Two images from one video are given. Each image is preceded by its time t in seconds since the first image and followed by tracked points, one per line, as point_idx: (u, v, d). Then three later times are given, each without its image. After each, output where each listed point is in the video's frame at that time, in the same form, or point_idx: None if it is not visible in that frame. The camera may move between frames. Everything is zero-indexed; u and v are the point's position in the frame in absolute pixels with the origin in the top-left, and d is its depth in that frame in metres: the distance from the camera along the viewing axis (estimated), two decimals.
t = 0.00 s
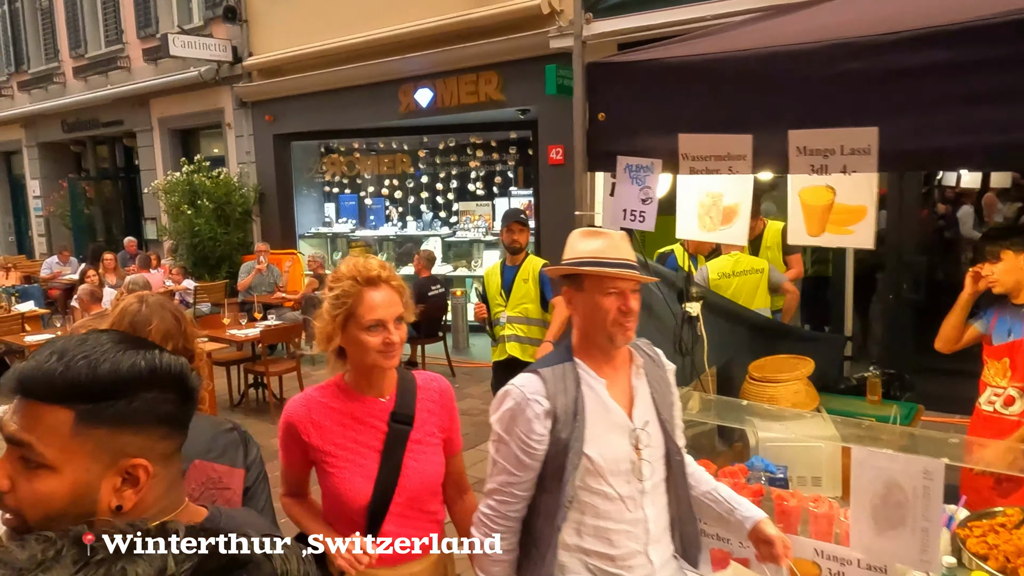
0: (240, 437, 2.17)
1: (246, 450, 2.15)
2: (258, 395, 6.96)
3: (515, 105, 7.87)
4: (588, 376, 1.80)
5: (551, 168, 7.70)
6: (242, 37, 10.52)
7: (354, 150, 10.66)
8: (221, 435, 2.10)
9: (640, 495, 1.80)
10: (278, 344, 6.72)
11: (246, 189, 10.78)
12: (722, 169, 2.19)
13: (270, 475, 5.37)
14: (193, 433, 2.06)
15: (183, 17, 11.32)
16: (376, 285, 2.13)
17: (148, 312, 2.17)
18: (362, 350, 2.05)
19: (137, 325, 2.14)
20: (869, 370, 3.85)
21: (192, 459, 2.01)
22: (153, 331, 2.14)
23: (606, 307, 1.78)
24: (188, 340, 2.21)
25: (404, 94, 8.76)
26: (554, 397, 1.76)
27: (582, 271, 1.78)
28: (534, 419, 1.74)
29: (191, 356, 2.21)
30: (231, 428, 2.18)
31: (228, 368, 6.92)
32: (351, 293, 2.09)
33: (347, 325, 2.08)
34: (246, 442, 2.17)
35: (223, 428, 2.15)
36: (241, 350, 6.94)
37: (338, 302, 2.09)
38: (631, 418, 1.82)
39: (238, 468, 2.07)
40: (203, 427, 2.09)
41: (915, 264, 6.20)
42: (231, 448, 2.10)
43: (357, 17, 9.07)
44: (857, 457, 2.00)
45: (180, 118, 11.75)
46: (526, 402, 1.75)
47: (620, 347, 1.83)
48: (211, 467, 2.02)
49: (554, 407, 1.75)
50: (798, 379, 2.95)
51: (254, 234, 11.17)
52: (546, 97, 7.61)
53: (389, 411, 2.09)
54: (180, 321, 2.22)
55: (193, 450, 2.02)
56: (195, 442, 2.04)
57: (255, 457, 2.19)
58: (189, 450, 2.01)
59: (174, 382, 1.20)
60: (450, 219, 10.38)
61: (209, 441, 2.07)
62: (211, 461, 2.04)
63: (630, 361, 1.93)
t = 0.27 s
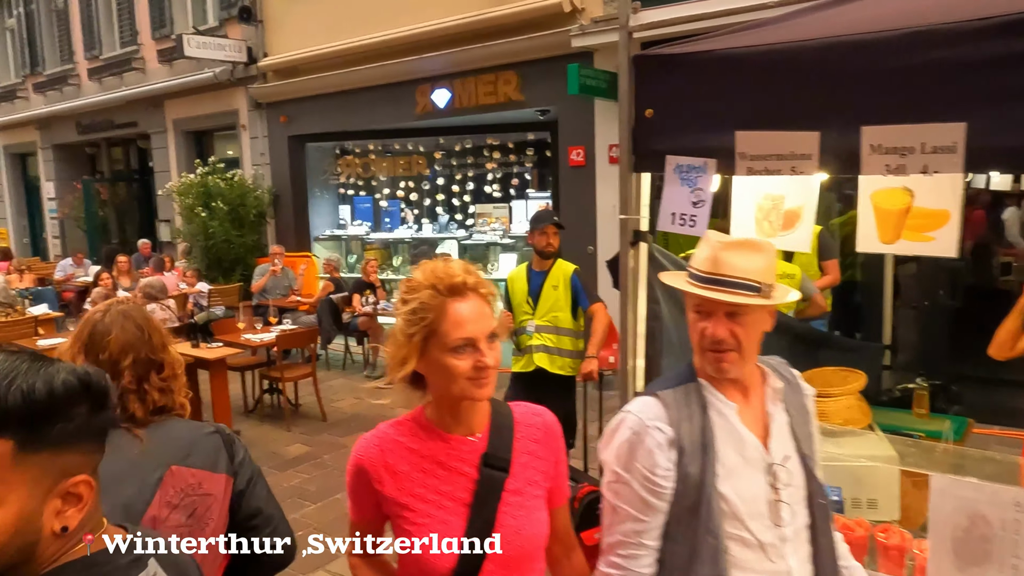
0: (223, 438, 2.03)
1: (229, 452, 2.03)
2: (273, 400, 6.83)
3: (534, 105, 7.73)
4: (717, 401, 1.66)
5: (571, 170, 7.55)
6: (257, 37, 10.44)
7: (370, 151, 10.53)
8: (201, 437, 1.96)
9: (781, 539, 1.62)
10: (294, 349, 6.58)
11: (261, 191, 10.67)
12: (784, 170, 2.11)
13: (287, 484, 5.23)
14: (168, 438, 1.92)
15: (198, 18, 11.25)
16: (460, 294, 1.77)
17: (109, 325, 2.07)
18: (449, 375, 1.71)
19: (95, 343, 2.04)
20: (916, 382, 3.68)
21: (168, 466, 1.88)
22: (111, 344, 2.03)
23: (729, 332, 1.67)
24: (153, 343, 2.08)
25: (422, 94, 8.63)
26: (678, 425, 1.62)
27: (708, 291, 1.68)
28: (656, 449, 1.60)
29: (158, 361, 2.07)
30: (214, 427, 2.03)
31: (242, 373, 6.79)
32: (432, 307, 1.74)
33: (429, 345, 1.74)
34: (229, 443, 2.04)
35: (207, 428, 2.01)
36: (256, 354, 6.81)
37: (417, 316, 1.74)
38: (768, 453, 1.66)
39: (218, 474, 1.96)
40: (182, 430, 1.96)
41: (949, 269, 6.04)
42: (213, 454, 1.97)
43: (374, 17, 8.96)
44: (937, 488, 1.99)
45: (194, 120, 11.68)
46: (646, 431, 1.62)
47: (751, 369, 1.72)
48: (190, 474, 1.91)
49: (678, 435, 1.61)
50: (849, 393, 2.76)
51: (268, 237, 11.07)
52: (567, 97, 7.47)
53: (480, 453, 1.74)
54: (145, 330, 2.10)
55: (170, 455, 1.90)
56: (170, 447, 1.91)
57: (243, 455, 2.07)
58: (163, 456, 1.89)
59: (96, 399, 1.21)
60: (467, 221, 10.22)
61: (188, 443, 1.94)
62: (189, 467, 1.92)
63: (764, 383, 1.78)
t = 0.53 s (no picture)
0: (196, 456, 2.08)
1: (203, 469, 2.08)
2: (289, 405, 6.71)
3: (554, 104, 7.59)
4: (892, 452, 1.52)
5: (592, 170, 7.39)
6: (272, 36, 10.35)
7: (386, 151, 10.41)
8: (170, 455, 2.01)
9: None
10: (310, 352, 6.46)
11: (275, 191, 10.57)
12: (856, 165, 2.09)
13: (303, 491, 5.11)
14: (137, 457, 1.97)
15: (212, 17, 11.18)
16: (627, 312, 1.43)
17: (74, 336, 2.09)
18: (613, 417, 1.39)
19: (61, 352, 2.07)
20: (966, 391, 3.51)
21: (133, 484, 1.94)
22: (77, 356, 2.06)
23: (903, 373, 1.59)
24: (121, 355, 2.12)
25: (438, 93, 8.49)
26: (850, 479, 1.49)
27: (888, 317, 1.62)
28: (822, 505, 1.47)
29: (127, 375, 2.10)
30: (187, 443, 2.08)
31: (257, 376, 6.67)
32: (597, 328, 1.40)
33: (586, 376, 1.40)
34: (204, 462, 2.08)
35: (178, 444, 2.06)
36: (271, 357, 6.70)
37: (577, 339, 1.40)
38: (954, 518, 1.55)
39: (187, 492, 2.01)
40: (150, 449, 2.01)
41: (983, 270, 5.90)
42: (182, 473, 2.02)
43: (390, 14, 8.83)
44: None
45: (209, 120, 11.61)
46: (808, 484, 1.50)
47: (931, 419, 1.61)
48: (156, 492, 1.96)
49: (847, 491, 1.48)
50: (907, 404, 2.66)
51: (282, 238, 10.98)
52: (587, 95, 7.32)
53: (622, 512, 1.48)
54: (115, 340, 2.13)
55: (136, 473, 1.95)
56: (137, 467, 1.96)
57: (219, 470, 2.13)
58: (130, 475, 1.95)
59: None
60: (483, 222, 10.08)
61: (156, 461, 1.99)
62: (157, 485, 1.98)
63: (947, 434, 1.69)
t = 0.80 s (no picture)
0: (170, 451, 2.19)
1: (176, 467, 2.18)
2: (304, 408, 6.57)
3: (575, 100, 7.41)
4: None
5: (613, 168, 7.21)
6: (286, 34, 10.23)
7: (400, 150, 10.27)
8: (138, 450, 2.13)
9: None
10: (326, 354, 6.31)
11: (289, 191, 10.46)
12: (947, 152, 2.12)
13: (321, 498, 4.96)
14: (104, 450, 2.11)
15: (225, 15, 11.07)
16: (981, 376, 1.02)
17: (50, 322, 2.27)
18: (976, 530, 0.98)
19: (37, 335, 2.25)
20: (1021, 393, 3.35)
21: (96, 482, 2.07)
22: (51, 339, 2.22)
23: None
24: (95, 341, 2.28)
25: (455, 91, 8.34)
26: None
27: None
28: None
29: (98, 358, 2.26)
30: (163, 438, 2.20)
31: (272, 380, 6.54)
32: (952, 403, 0.98)
33: (933, 475, 0.98)
34: (177, 458, 2.19)
35: (151, 437, 2.18)
36: (287, 360, 6.57)
37: (920, 422, 0.98)
38: None
39: (155, 490, 2.12)
40: (121, 440, 2.14)
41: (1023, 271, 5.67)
42: (147, 468, 2.13)
43: (405, 10, 8.69)
44: None
45: (222, 120, 11.51)
46: None
47: None
48: (120, 490, 2.09)
49: None
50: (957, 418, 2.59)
51: (296, 238, 10.85)
52: (609, 92, 7.15)
53: None
54: (88, 328, 2.30)
55: (101, 466, 2.09)
56: (101, 461, 2.10)
57: (193, 468, 2.24)
58: (94, 469, 2.08)
59: None
60: (500, 222, 9.96)
61: (125, 455, 2.12)
62: (122, 482, 2.10)
63: None
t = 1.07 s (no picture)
0: (188, 457, 2.12)
1: (192, 473, 2.13)
2: (324, 413, 6.45)
3: (598, 99, 7.25)
4: None
5: (638, 168, 7.04)
6: (303, 33, 10.13)
7: (418, 150, 10.15)
8: (157, 454, 2.06)
9: None
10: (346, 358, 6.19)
11: (306, 192, 10.35)
12: None
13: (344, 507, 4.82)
14: (124, 452, 2.03)
15: (241, 15, 10.98)
16: None
17: (74, 313, 2.12)
18: None
19: (61, 327, 2.10)
20: None
21: (112, 485, 2.00)
22: (77, 332, 2.08)
23: None
24: (120, 336, 2.14)
25: (476, 90, 8.20)
26: None
27: None
28: None
29: (124, 355, 2.13)
30: (181, 442, 2.12)
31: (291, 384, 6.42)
32: None
33: None
34: (195, 465, 2.13)
35: (169, 441, 2.10)
36: (306, 364, 6.45)
37: None
38: None
39: (170, 496, 2.06)
40: (141, 442, 2.06)
41: None
42: (163, 472, 2.06)
43: (424, 8, 8.55)
44: None
45: (238, 120, 11.43)
46: None
47: None
48: (136, 494, 2.02)
49: None
50: None
51: (313, 240, 10.74)
52: (633, 90, 6.99)
53: None
54: (113, 321, 2.16)
55: (119, 469, 2.01)
56: (118, 462, 2.01)
57: (210, 473, 2.18)
58: (111, 471, 2.00)
59: None
60: (519, 223, 9.84)
61: (143, 458, 2.04)
62: (137, 486, 2.03)
63: None
